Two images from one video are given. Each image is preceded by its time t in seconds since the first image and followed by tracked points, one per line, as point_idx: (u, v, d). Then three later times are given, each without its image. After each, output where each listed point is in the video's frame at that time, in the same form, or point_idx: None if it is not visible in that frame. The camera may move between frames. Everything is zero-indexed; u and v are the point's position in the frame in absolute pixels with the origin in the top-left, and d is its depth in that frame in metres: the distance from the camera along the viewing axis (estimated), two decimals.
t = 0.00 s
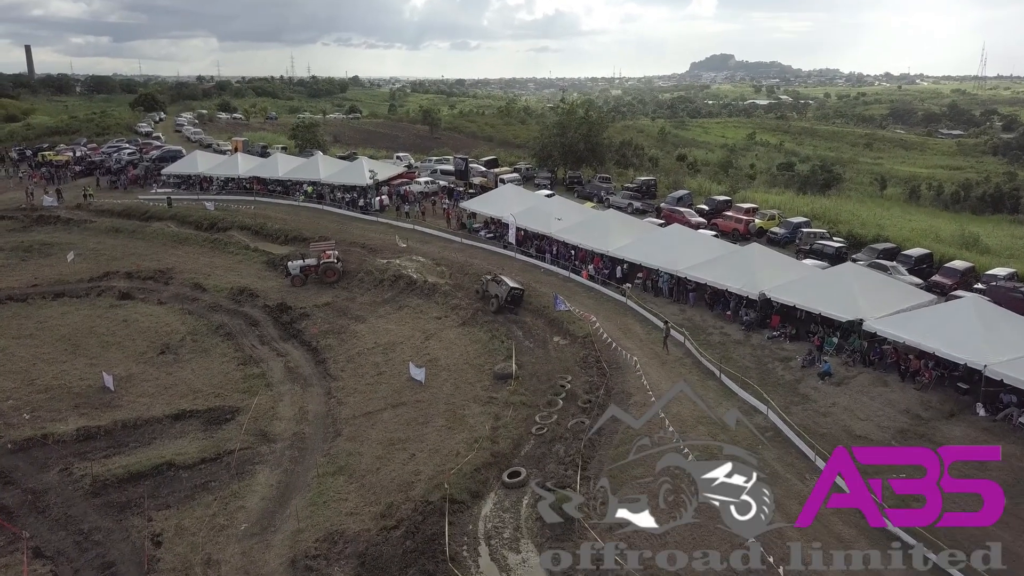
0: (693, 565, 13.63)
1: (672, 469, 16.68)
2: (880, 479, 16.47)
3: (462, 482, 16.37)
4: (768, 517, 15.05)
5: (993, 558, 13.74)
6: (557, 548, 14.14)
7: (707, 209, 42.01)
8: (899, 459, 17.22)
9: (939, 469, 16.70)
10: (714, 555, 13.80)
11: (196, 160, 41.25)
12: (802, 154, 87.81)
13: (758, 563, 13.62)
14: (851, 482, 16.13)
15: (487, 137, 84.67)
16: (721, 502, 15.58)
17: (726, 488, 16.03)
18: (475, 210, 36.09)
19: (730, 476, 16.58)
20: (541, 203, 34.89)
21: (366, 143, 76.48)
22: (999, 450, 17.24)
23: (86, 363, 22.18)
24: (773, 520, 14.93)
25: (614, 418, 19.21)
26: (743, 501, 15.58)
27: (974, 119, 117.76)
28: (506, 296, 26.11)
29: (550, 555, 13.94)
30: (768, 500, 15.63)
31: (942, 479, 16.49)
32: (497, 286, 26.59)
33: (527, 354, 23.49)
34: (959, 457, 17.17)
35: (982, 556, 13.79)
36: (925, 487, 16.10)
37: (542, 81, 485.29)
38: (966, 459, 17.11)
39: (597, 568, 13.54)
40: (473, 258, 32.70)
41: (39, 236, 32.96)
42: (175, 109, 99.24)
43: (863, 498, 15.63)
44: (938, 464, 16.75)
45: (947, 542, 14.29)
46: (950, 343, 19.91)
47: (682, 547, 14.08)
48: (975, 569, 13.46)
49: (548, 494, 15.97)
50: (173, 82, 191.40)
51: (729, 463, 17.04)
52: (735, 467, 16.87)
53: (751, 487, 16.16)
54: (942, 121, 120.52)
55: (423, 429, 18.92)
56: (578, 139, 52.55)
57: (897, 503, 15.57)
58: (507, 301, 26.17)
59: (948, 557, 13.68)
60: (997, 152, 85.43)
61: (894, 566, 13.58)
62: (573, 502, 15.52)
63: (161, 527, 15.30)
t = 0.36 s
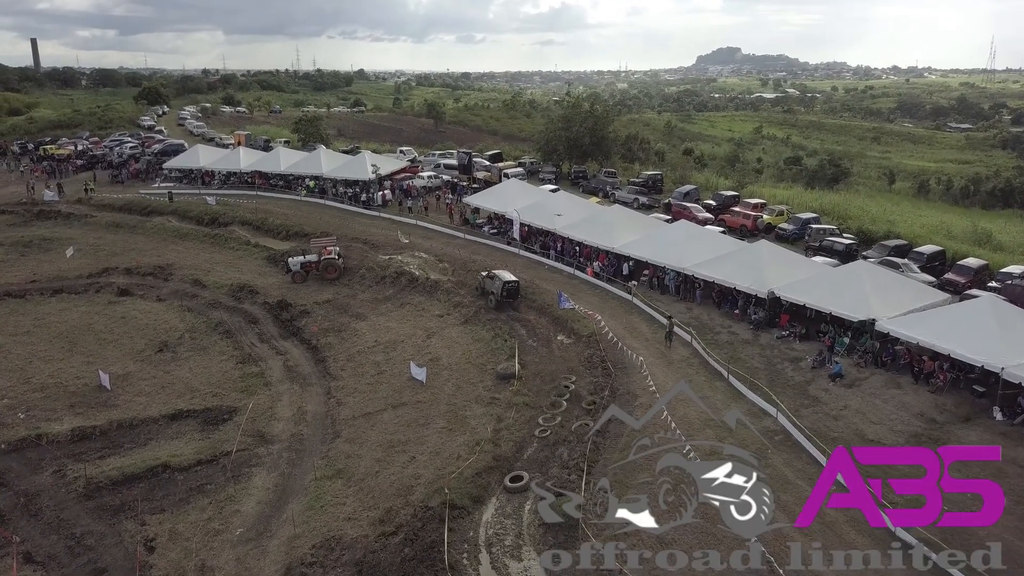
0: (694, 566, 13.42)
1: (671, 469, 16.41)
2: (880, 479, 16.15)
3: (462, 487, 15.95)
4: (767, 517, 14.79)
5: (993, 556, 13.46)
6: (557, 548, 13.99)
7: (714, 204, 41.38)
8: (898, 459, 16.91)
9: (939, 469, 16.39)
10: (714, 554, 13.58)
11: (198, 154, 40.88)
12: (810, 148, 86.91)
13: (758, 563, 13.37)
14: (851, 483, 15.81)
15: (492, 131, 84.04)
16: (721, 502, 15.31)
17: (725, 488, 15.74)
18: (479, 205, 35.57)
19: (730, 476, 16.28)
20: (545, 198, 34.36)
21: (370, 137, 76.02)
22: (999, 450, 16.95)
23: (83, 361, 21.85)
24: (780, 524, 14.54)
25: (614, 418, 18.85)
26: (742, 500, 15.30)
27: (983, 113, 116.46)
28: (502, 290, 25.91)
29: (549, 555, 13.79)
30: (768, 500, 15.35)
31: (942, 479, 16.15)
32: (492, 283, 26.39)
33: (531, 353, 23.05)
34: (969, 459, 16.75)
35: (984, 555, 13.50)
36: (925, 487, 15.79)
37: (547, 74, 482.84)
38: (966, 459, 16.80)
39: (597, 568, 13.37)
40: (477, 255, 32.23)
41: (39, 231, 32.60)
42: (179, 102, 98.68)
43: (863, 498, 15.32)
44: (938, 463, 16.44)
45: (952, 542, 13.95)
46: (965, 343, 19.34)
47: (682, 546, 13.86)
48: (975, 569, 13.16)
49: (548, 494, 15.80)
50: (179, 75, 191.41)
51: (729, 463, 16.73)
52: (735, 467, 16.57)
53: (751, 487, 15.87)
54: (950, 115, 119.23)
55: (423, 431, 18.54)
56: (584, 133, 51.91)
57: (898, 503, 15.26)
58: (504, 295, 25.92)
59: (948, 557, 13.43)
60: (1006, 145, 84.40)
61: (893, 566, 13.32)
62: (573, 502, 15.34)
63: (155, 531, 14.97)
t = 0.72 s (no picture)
0: (694, 566, 13.38)
1: (670, 469, 16.37)
2: (880, 479, 16.04)
3: (463, 496, 15.50)
4: (768, 517, 14.71)
5: (993, 557, 13.41)
6: (557, 548, 13.99)
7: (722, 203, 40.74)
8: (897, 458, 16.78)
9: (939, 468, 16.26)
10: (714, 554, 13.55)
11: (201, 152, 40.53)
12: (817, 145, 85.99)
13: (758, 563, 13.36)
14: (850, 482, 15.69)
15: (497, 128, 83.47)
16: (721, 502, 15.25)
17: (726, 488, 15.65)
18: (483, 203, 35.07)
19: (730, 476, 16.16)
20: (550, 197, 33.82)
21: (375, 134, 75.58)
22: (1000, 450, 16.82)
23: (80, 362, 21.50)
24: (787, 532, 14.25)
25: (614, 419, 18.70)
26: (742, 500, 15.21)
27: (992, 109, 115.11)
28: (499, 288, 25.67)
29: (549, 555, 13.77)
30: (768, 500, 15.25)
31: (942, 478, 16.05)
32: (489, 281, 26.23)
33: (534, 356, 22.59)
34: (978, 464, 16.47)
35: (983, 556, 13.46)
36: (925, 487, 15.69)
37: (553, 70, 480.96)
38: (965, 459, 16.69)
39: (596, 567, 13.39)
40: (480, 254, 31.77)
41: (39, 229, 32.28)
42: (183, 99, 98.14)
43: (864, 498, 15.20)
44: (939, 463, 16.32)
45: (955, 544, 13.88)
46: (981, 348, 18.79)
47: (681, 546, 13.85)
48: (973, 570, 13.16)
49: (547, 493, 15.73)
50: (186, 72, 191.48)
51: (729, 463, 16.62)
52: (735, 467, 16.45)
53: (751, 487, 15.76)
54: (959, 111, 117.89)
55: (424, 437, 18.15)
56: (589, 130, 51.29)
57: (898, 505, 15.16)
58: (502, 292, 25.72)
59: (948, 558, 13.39)
60: (1016, 142, 83.30)
61: (893, 566, 13.26)
62: (573, 502, 15.34)
63: (148, 540, 14.61)
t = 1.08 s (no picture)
0: (693, 566, 13.36)
1: (671, 469, 16.35)
2: (880, 479, 16.02)
3: (465, 509, 15.01)
4: (768, 517, 14.67)
5: (993, 557, 13.40)
6: (557, 548, 13.92)
7: (731, 204, 40.09)
8: (897, 458, 16.74)
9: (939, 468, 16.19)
10: (714, 553, 13.53)
11: (204, 151, 40.23)
12: (826, 144, 85.04)
13: (758, 563, 13.34)
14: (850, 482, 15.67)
15: (504, 127, 82.95)
16: (721, 501, 15.23)
17: (726, 488, 15.62)
18: (487, 205, 34.56)
19: (730, 476, 16.12)
20: (556, 198, 33.30)
21: (380, 134, 75.18)
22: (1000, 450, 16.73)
23: (78, 366, 21.13)
24: (789, 536, 14.12)
25: (614, 419, 18.66)
26: (742, 500, 15.19)
27: (1003, 108, 113.75)
28: (502, 288, 25.52)
29: (549, 555, 13.74)
30: (768, 500, 15.24)
31: (943, 479, 16.01)
32: (488, 282, 25.91)
33: (539, 362, 22.10)
34: (995, 475, 16.01)
35: (983, 555, 13.44)
36: (925, 487, 15.64)
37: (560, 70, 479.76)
38: (966, 459, 16.62)
39: (596, 568, 13.35)
40: (485, 257, 31.31)
41: (41, 229, 31.96)
42: (189, 98, 97.77)
43: (863, 498, 15.20)
44: (939, 463, 16.27)
45: (956, 544, 13.85)
46: (1003, 357, 18.09)
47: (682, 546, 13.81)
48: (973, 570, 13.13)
49: (547, 493, 15.73)
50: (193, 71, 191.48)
51: (729, 463, 16.56)
52: (735, 467, 16.41)
53: (751, 487, 15.73)
54: (970, 111, 116.57)
55: (425, 447, 17.72)
56: (596, 130, 50.70)
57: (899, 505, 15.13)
58: (505, 291, 25.54)
59: (949, 558, 13.40)
60: None
61: (894, 566, 13.22)
62: (573, 502, 15.34)
63: (141, 553, 14.21)
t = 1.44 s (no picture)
0: (693, 566, 13.27)
1: (671, 469, 16.26)
2: (880, 479, 15.98)
3: (466, 524, 14.53)
4: (767, 517, 14.59)
5: (993, 556, 13.34)
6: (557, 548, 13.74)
7: (740, 206, 39.45)
8: (896, 459, 16.66)
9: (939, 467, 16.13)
10: (714, 553, 13.45)
11: (208, 151, 39.96)
12: (835, 145, 84.17)
13: (757, 563, 13.25)
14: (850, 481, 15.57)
15: (511, 127, 82.50)
16: (721, 501, 15.14)
17: (726, 488, 15.53)
18: (493, 206, 34.10)
19: (730, 476, 16.05)
20: (562, 199, 32.81)
21: (386, 134, 74.81)
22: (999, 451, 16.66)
23: (75, 370, 20.76)
24: (793, 542, 13.89)
25: (614, 419, 18.61)
26: (742, 500, 15.13)
27: (1014, 108, 112.45)
28: (502, 287, 25.13)
29: (550, 555, 13.64)
30: (768, 500, 15.16)
31: (943, 479, 15.96)
32: (487, 282, 25.51)
33: (544, 368, 21.61)
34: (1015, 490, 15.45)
35: (982, 554, 13.41)
36: (924, 487, 15.58)
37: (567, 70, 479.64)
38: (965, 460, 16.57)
39: (596, 568, 13.15)
40: (490, 259, 30.85)
41: (44, 230, 31.69)
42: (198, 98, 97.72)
43: (863, 498, 15.10)
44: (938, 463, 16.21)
45: (957, 545, 13.77)
46: None
47: (682, 546, 13.70)
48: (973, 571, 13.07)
49: (547, 493, 15.65)
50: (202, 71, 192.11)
51: (729, 463, 16.51)
52: (735, 467, 16.34)
53: (751, 487, 15.66)
54: (980, 111, 115.35)
55: (427, 457, 17.29)
56: (604, 130, 50.13)
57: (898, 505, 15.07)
58: (505, 290, 25.16)
59: (949, 558, 13.35)
60: None
61: (894, 566, 13.12)
62: (573, 502, 15.28)
63: (133, 566, 13.82)
